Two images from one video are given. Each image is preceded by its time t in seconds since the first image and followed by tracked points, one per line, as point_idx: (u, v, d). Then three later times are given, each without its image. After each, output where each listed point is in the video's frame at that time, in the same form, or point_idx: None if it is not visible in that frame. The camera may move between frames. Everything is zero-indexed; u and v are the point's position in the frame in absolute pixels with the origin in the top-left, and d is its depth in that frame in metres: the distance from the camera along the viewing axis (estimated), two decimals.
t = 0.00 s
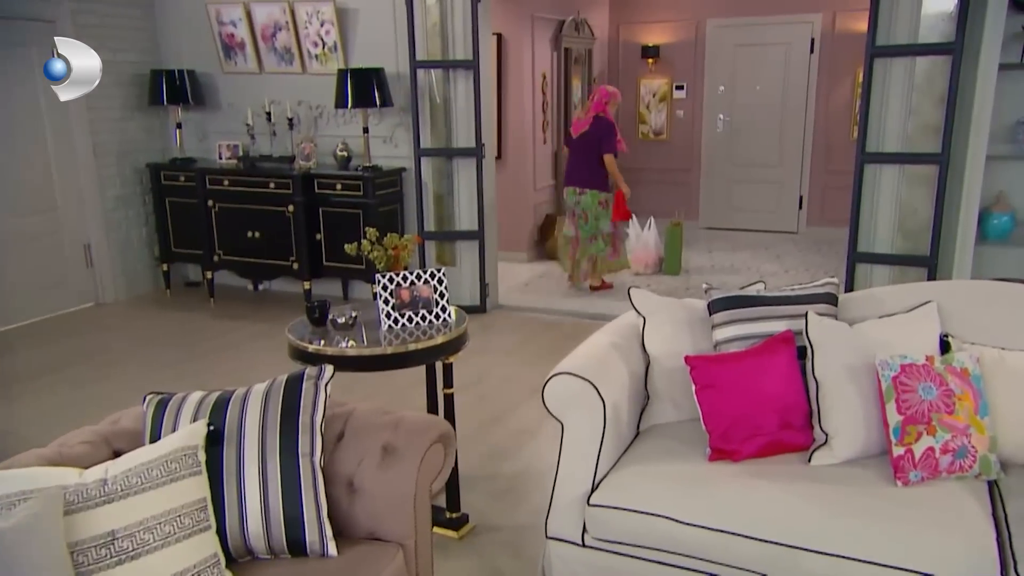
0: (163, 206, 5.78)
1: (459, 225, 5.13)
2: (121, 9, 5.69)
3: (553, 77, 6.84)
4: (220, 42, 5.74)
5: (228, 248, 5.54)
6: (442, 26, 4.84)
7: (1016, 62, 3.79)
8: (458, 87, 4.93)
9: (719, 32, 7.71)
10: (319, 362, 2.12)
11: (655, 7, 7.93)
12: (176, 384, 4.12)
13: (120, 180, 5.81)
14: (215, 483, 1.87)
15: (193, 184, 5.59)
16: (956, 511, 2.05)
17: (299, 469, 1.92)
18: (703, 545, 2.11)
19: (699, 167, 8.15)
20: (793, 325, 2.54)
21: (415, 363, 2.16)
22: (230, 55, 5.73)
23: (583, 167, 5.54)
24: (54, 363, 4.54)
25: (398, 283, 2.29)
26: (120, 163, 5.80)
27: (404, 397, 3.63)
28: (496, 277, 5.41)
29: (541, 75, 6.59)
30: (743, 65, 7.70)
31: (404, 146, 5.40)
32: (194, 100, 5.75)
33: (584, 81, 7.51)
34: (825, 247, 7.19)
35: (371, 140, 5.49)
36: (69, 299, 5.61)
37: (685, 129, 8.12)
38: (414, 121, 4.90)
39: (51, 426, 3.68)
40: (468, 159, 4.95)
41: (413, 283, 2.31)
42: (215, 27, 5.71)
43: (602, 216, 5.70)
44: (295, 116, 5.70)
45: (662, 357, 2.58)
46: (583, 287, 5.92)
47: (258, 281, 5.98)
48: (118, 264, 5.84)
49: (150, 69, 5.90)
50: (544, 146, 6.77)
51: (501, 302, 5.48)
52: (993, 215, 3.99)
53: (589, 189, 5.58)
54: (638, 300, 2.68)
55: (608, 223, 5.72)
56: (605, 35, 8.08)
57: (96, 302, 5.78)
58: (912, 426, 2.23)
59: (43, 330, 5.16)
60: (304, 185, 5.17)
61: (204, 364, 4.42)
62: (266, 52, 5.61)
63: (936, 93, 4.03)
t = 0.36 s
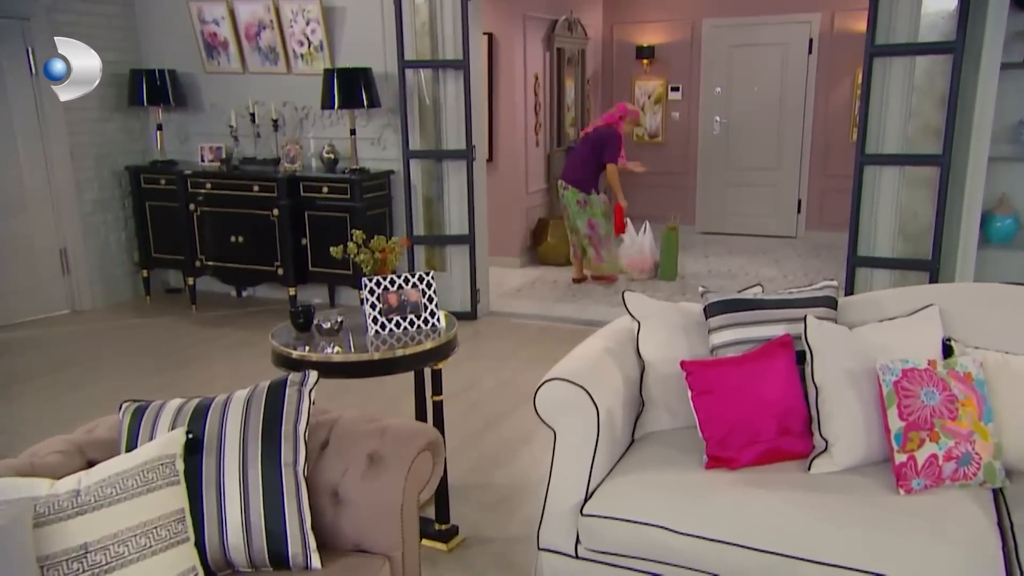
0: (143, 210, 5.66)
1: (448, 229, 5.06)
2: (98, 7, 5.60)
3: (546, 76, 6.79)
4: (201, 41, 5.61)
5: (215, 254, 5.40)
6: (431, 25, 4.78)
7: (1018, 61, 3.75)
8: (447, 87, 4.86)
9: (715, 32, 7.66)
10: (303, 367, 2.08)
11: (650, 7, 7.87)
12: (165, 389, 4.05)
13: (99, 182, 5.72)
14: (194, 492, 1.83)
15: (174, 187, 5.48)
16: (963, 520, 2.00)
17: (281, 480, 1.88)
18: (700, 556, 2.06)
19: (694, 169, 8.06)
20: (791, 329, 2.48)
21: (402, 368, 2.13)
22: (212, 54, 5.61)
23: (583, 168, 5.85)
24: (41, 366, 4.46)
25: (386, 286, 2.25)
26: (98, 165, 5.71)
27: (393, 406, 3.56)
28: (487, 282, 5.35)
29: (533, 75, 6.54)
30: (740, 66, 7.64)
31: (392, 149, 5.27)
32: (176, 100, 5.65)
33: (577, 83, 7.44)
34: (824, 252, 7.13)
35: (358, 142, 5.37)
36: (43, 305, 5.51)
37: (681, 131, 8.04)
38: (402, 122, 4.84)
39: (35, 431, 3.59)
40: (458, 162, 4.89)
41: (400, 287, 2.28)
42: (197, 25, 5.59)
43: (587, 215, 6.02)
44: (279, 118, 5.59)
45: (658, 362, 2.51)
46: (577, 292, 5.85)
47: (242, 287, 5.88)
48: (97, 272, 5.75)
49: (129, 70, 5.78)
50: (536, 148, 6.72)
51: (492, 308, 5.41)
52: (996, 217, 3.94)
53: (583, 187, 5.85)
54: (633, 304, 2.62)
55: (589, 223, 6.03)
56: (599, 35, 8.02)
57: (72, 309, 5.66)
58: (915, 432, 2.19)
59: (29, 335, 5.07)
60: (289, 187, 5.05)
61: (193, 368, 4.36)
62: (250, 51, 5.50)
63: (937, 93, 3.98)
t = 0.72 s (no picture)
0: (123, 214, 5.51)
1: (439, 235, 5.00)
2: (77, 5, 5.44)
3: (538, 78, 6.74)
4: (184, 41, 5.50)
5: (198, 262, 5.29)
6: (421, 24, 4.75)
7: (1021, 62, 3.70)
8: (438, 88, 4.82)
9: (711, 33, 7.61)
10: (287, 374, 2.06)
11: (645, 8, 7.82)
12: (155, 397, 3.98)
13: (77, 187, 5.55)
14: (173, 502, 1.82)
15: (155, 192, 5.34)
16: (969, 532, 1.95)
17: (264, 490, 1.84)
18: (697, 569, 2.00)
19: (692, 173, 8.00)
20: (790, 334, 2.42)
21: (390, 376, 2.10)
22: (196, 55, 5.50)
23: (586, 177, 6.18)
24: (30, 373, 4.39)
25: (373, 292, 2.22)
26: (76, 168, 5.52)
27: (382, 415, 3.50)
28: (478, 290, 5.29)
29: (526, 77, 6.51)
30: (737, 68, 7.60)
31: (381, 152, 5.17)
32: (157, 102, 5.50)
33: (572, 85, 7.37)
34: (824, 257, 7.08)
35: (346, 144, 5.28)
36: (17, 314, 5.37)
37: (677, 134, 7.98)
38: (391, 124, 4.79)
39: (20, 440, 3.52)
40: (449, 165, 4.84)
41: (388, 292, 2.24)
42: (179, 25, 5.47)
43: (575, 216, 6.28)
44: (263, 120, 5.47)
45: (655, 370, 2.45)
46: (571, 299, 5.79)
47: (226, 294, 5.74)
48: (74, 279, 5.57)
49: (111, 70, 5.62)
50: (529, 151, 6.68)
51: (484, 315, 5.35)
52: (1000, 221, 3.87)
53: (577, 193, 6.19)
54: (628, 309, 2.57)
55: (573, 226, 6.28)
56: (593, 37, 7.95)
57: (47, 318, 5.51)
58: (918, 439, 2.14)
59: (15, 342, 4.98)
60: (274, 191, 4.96)
61: (184, 375, 4.29)
62: (234, 51, 5.40)
63: (937, 95, 3.94)
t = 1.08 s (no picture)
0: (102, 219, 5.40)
1: (430, 241, 4.95)
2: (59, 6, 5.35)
3: (531, 81, 6.69)
4: (167, 43, 5.40)
5: (179, 268, 5.20)
6: (412, 25, 4.69)
7: None
8: (428, 91, 4.78)
9: (708, 34, 7.56)
10: (272, 382, 2.04)
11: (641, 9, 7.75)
12: (145, 407, 3.92)
13: (55, 193, 5.43)
14: (151, 514, 1.79)
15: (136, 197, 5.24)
16: (975, 548, 1.89)
17: (246, 502, 1.83)
18: None
19: (689, 177, 7.94)
20: (790, 341, 2.37)
21: (378, 386, 2.08)
22: (178, 56, 5.39)
23: (581, 176, 6.14)
24: (19, 382, 4.33)
25: (362, 299, 2.21)
26: (54, 171, 5.40)
27: (371, 427, 3.43)
28: (470, 298, 5.23)
29: (518, 80, 6.47)
30: (735, 70, 7.54)
31: (370, 156, 5.11)
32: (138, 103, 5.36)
33: (566, 88, 7.32)
34: (825, 264, 7.02)
35: (335, 148, 5.19)
36: None
37: (674, 138, 7.92)
38: (381, 126, 4.73)
39: (6, 450, 3.46)
40: (440, 169, 4.80)
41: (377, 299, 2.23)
42: (162, 26, 5.38)
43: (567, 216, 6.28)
44: (249, 122, 5.36)
45: (651, 378, 2.39)
46: (566, 307, 5.72)
47: (210, 303, 5.62)
48: (52, 287, 5.46)
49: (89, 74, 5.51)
50: (522, 156, 6.63)
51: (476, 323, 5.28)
52: (1005, 226, 3.81)
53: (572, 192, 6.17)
54: (624, 315, 2.51)
55: (565, 225, 6.30)
56: (588, 39, 7.88)
57: (24, 327, 5.37)
58: (922, 448, 2.09)
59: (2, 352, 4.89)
60: (259, 196, 4.87)
61: (175, 385, 4.23)
62: (219, 53, 5.30)
63: (940, 97, 3.90)
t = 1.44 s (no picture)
0: (83, 225, 5.32)
1: (422, 247, 4.90)
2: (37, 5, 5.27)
3: (526, 83, 6.64)
4: (151, 44, 5.31)
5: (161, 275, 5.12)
6: (403, 26, 4.65)
7: None
8: (419, 94, 4.74)
9: (706, 36, 7.51)
10: (257, 392, 2.03)
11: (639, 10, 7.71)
12: (135, 417, 3.86)
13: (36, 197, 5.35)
14: (131, 527, 1.77)
15: (118, 203, 5.16)
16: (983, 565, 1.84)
17: (230, 514, 1.80)
18: None
19: (687, 182, 7.88)
20: (791, 348, 2.31)
21: (370, 394, 2.07)
22: (163, 57, 5.31)
23: (573, 174, 6.04)
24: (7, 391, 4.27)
25: (350, 305, 2.18)
26: (34, 176, 5.32)
27: (362, 439, 3.37)
28: (463, 306, 5.17)
29: (513, 83, 6.42)
30: (734, 72, 7.50)
31: (360, 160, 5.05)
32: (121, 108, 5.29)
33: (561, 92, 7.27)
34: (826, 271, 6.96)
35: (323, 152, 5.13)
36: None
37: (673, 142, 7.87)
38: (371, 129, 4.68)
39: None
40: (431, 173, 4.75)
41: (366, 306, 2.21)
42: (146, 26, 5.28)
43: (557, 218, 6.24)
44: (235, 126, 5.28)
45: (648, 387, 2.33)
46: (561, 315, 5.66)
47: (194, 311, 5.53)
48: (31, 299, 5.34)
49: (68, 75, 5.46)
50: (517, 160, 6.58)
51: (469, 333, 5.22)
52: (1010, 231, 3.76)
53: (565, 193, 6.06)
54: (620, 322, 2.46)
55: (556, 226, 6.27)
56: (583, 41, 7.83)
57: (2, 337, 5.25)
58: (927, 458, 2.03)
59: None
60: (246, 202, 4.82)
61: (167, 395, 4.18)
62: (205, 54, 5.22)
63: (944, 99, 3.85)
